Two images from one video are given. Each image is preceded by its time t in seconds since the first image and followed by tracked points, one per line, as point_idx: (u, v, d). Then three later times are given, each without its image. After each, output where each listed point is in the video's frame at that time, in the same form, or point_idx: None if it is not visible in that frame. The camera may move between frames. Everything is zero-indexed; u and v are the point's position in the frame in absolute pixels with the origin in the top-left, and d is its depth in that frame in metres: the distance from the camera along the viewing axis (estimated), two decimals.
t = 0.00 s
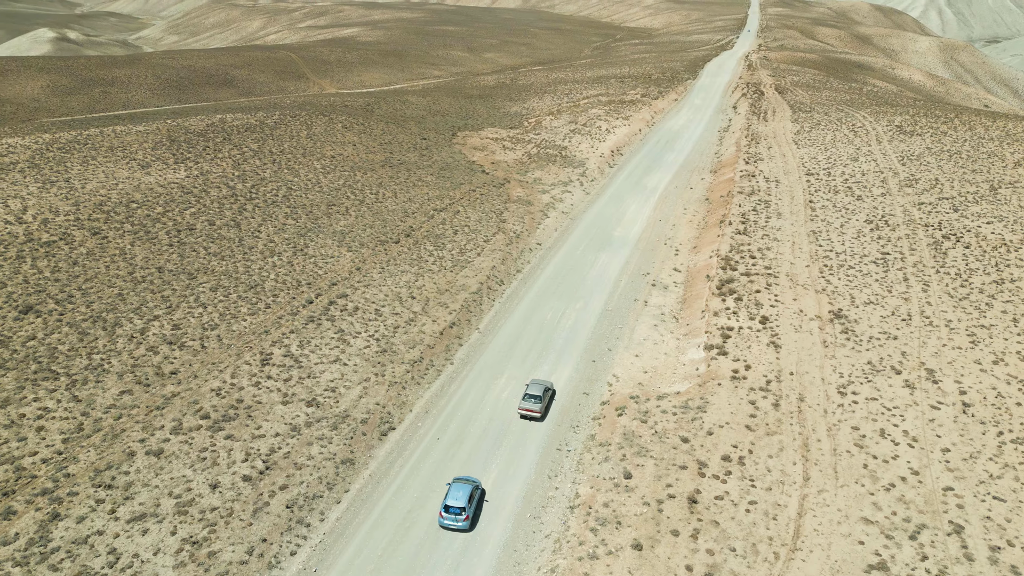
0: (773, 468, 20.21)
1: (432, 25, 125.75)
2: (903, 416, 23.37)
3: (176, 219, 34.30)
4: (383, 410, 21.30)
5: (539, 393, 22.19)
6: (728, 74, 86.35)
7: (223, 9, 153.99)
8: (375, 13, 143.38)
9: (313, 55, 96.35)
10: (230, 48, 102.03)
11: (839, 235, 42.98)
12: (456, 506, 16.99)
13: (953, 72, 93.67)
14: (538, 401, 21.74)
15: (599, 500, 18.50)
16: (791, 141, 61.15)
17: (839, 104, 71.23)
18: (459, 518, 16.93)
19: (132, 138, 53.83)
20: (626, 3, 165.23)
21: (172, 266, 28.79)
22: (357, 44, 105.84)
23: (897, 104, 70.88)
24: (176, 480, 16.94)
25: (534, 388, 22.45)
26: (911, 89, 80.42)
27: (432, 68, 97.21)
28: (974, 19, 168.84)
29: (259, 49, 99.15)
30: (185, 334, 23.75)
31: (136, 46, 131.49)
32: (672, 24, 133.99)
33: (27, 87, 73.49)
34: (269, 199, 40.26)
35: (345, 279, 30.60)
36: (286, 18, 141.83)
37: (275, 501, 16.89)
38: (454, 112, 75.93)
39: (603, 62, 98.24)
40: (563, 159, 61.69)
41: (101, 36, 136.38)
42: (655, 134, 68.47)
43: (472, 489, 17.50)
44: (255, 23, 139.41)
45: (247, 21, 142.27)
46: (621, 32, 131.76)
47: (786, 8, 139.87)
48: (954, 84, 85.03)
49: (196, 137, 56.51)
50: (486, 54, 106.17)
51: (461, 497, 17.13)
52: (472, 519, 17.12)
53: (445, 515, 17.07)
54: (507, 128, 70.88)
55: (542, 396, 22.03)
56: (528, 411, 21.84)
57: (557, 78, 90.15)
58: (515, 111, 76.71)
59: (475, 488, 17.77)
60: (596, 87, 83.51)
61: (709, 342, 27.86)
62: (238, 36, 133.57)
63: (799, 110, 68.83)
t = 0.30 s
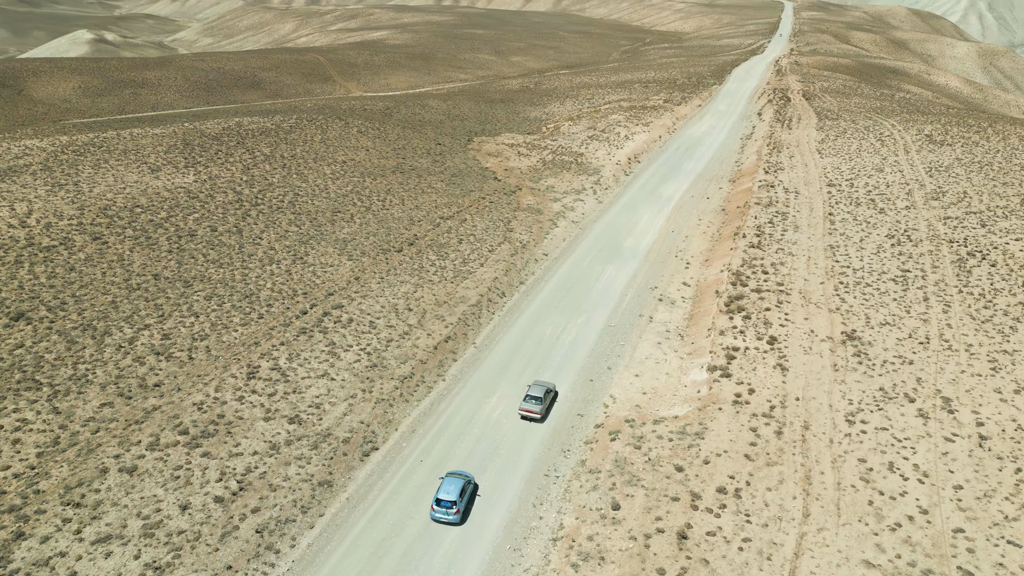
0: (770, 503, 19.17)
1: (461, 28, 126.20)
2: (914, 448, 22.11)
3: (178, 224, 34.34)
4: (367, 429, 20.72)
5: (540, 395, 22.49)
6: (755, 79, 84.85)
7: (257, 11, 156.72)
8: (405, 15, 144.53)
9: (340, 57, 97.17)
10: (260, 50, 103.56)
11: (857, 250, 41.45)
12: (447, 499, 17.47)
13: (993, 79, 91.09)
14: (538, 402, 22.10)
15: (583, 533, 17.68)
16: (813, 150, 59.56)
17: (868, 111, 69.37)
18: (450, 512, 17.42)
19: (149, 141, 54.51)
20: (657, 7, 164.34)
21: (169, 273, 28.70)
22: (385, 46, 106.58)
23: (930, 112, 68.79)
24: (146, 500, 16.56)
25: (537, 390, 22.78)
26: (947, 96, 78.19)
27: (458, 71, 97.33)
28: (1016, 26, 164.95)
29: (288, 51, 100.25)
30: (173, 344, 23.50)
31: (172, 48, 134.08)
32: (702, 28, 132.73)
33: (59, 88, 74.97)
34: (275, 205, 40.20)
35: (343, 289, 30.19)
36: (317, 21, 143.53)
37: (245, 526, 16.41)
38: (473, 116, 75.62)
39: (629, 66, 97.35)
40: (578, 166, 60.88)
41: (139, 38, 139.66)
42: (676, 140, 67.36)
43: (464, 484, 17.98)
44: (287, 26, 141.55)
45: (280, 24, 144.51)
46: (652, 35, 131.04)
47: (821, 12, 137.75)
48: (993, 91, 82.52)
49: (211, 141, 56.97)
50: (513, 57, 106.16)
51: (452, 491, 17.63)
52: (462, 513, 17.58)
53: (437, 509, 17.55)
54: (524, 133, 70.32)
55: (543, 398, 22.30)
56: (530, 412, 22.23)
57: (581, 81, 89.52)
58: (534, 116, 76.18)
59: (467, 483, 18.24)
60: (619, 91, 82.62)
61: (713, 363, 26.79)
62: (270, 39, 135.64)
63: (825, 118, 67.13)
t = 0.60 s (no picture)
0: (761, 540, 18.21)
1: (490, 31, 126.41)
2: (921, 484, 20.93)
3: (179, 230, 34.44)
4: (347, 449, 20.18)
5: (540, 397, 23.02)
6: (783, 84, 83.28)
7: (291, 14, 159.19)
8: (435, 18, 145.36)
9: (368, 59, 97.82)
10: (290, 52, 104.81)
11: (874, 266, 39.99)
12: (438, 492, 18.05)
13: None
14: (538, 404, 22.75)
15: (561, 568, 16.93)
16: (836, 160, 57.94)
17: (899, 119, 67.46)
18: (440, 504, 17.95)
19: (164, 144, 55.21)
20: (689, 11, 162.82)
21: (164, 280, 28.66)
22: (413, 49, 107.18)
23: (964, 121, 66.64)
24: (112, 520, 16.24)
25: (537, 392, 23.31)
26: (984, 104, 75.87)
27: (483, 74, 97.40)
28: None
29: (317, 53, 101.22)
30: (160, 354, 23.29)
31: (206, 49, 136.69)
32: (733, 32, 131.15)
33: (91, 88, 76.46)
34: (280, 211, 40.16)
35: (338, 299, 29.81)
36: (349, 24, 144.94)
37: (210, 552, 15.98)
38: (491, 121, 75.25)
39: (656, 70, 96.39)
40: (592, 174, 60.03)
41: (175, 39, 142.55)
42: (696, 148, 66.19)
43: (455, 478, 18.53)
44: (318, 28, 143.32)
45: (312, 26, 146.47)
46: (682, 39, 130.01)
47: (856, 16, 135.27)
48: None
49: (225, 144, 57.39)
50: (541, 61, 105.94)
51: (443, 485, 18.17)
52: (453, 506, 18.12)
53: (428, 501, 18.12)
54: (541, 139, 69.71)
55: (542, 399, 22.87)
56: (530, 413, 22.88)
57: (605, 86, 88.81)
58: (554, 120, 75.57)
59: (458, 477, 18.80)
60: (642, 97, 81.66)
61: (713, 386, 25.74)
62: (302, 40, 137.42)
63: (851, 126, 65.40)
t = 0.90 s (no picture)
0: None
1: (517, 34, 126.29)
2: (923, 521, 19.81)
3: (178, 235, 34.48)
4: (323, 468, 19.71)
5: (540, 398, 23.65)
6: (809, 89, 81.57)
7: (321, 17, 161.07)
8: (464, 21, 145.66)
9: (394, 62, 98.13)
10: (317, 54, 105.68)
11: (890, 282, 38.56)
12: (431, 484, 18.69)
13: None
14: (538, 405, 23.37)
15: None
16: (858, 169, 56.36)
17: (928, 127, 65.46)
18: (433, 496, 18.67)
19: (178, 146, 55.74)
20: (720, 14, 161.04)
21: (157, 287, 28.60)
22: (438, 52, 107.31)
23: (997, 130, 64.38)
24: (74, 539, 15.98)
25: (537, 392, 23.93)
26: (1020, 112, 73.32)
27: (508, 77, 97.11)
28: None
29: (343, 55, 101.91)
30: (144, 364, 23.10)
31: (237, 51, 138.86)
32: (764, 35, 129.36)
33: (117, 88, 77.76)
34: (282, 216, 40.08)
35: (332, 309, 29.44)
36: (378, 26, 145.88)
37: None
38: (508, 125, 74.76)
39: (681, 75, 95.17)
40: (604, 181, 59.19)
41: (207, 41, 144.94)
42: (714, 155, 64.99)
43: (449, 471, 19.21)
44: (347, 31, 144.63)
45: (342, 28, 147.90)
46: (711, 42, 128.52)
47: (891, 20, 132.24)
48: None
49: (237, 147, 57.73)
50: (566, 64, 105.39)
51: (436, 477, 18.84)
52: (445, 498, 18.80)
53: (421, 493, 18.80)
54: (557, 144, 69.08)
55: (542, 401, 23.49)
56: (529, 414, 23.54)
57: (627, 90, 87.87)
58: (572, 125, 74.85)
59: (453, 471, 19.48)
60: (664, 101, 80.59)
61: (709, 408, 24.83)
62: (331, 42, 138.72)
63: (876, 135, 63.62)
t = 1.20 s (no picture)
0: None
1: (543, 37, 125.98)
2: (920, 561, 18.77)
3: (175, 240, 34.42)
4: (294, 487, 19.33)
5: (540, 400, 24.21)
6: (835, 95, 79.88)
7: (350, 20, 162.55)
8: (490, 24, 145.72)
9: (418, 65, 98.31)
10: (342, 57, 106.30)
11: (903, 300, 37.15)
12: (425, 476, 19.38)
13: None
14: (538, 406, 23.96)
15: None
16: (878, 179, 54.79)
17: (955, 136, 63.50)
18: (426, 488, 19.33)
19: (189, 150, 56.12)
20: (749, 18, 159.12)
21: (147, 294, 28.48)
22: (462, 55, 107.34)
23: None
24: (32, 557, 15.87)
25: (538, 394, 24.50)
26: None
27: (532, 81, 96.73)
28: None
29: (368, 58, 102.40)
30: (124, 374, 22.89)
31: (267, 54, 140.70)
32: (794, 40, 127.39)
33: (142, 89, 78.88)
34: (282, 222, 39.89)
35: (322, 319, 29.06)
36: (405, 29, 146.57)
37: None
38: (523, 130, 74.21)
39: (705, 79, 93.91)
40: (615, 188, 58.31)
41: (237, 44, 146.94)
42: (730, 162, 63.77)
43: (443, 465, 19.89)
44: (375, 34, 145.64)
45: (370, 31, 149.06)
46: (739, 47, 126.97)
47: (925, 25, 129.23)
48: None
49: (246, 151, 57.91)
50: (591, 68, 104.75)
51: (430, 470, 19.53)
52: (438, 490, 19.45)
53: (415, 484, 19.48)
54: (572, 150, 68.39)
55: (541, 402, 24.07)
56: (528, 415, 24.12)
57: (649, 94, 86.89)
58: (588, 131, 74.09)
59: (447, 465, 20.14)
60: (685, 107, 79.52)
61: (701, 432, 23.96)
62: (359, 44, 139.83)
63: (900, 144, 61.89)
